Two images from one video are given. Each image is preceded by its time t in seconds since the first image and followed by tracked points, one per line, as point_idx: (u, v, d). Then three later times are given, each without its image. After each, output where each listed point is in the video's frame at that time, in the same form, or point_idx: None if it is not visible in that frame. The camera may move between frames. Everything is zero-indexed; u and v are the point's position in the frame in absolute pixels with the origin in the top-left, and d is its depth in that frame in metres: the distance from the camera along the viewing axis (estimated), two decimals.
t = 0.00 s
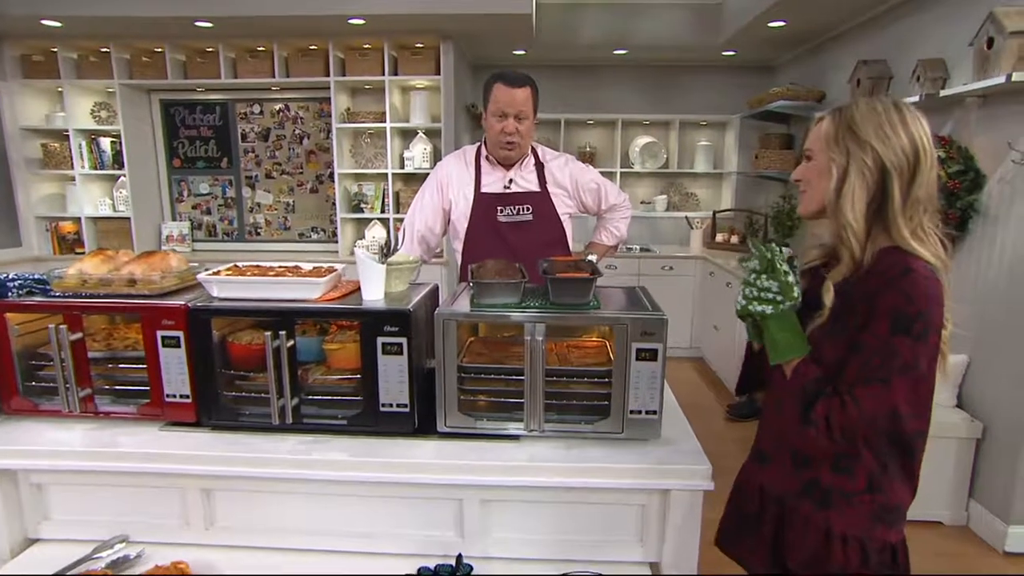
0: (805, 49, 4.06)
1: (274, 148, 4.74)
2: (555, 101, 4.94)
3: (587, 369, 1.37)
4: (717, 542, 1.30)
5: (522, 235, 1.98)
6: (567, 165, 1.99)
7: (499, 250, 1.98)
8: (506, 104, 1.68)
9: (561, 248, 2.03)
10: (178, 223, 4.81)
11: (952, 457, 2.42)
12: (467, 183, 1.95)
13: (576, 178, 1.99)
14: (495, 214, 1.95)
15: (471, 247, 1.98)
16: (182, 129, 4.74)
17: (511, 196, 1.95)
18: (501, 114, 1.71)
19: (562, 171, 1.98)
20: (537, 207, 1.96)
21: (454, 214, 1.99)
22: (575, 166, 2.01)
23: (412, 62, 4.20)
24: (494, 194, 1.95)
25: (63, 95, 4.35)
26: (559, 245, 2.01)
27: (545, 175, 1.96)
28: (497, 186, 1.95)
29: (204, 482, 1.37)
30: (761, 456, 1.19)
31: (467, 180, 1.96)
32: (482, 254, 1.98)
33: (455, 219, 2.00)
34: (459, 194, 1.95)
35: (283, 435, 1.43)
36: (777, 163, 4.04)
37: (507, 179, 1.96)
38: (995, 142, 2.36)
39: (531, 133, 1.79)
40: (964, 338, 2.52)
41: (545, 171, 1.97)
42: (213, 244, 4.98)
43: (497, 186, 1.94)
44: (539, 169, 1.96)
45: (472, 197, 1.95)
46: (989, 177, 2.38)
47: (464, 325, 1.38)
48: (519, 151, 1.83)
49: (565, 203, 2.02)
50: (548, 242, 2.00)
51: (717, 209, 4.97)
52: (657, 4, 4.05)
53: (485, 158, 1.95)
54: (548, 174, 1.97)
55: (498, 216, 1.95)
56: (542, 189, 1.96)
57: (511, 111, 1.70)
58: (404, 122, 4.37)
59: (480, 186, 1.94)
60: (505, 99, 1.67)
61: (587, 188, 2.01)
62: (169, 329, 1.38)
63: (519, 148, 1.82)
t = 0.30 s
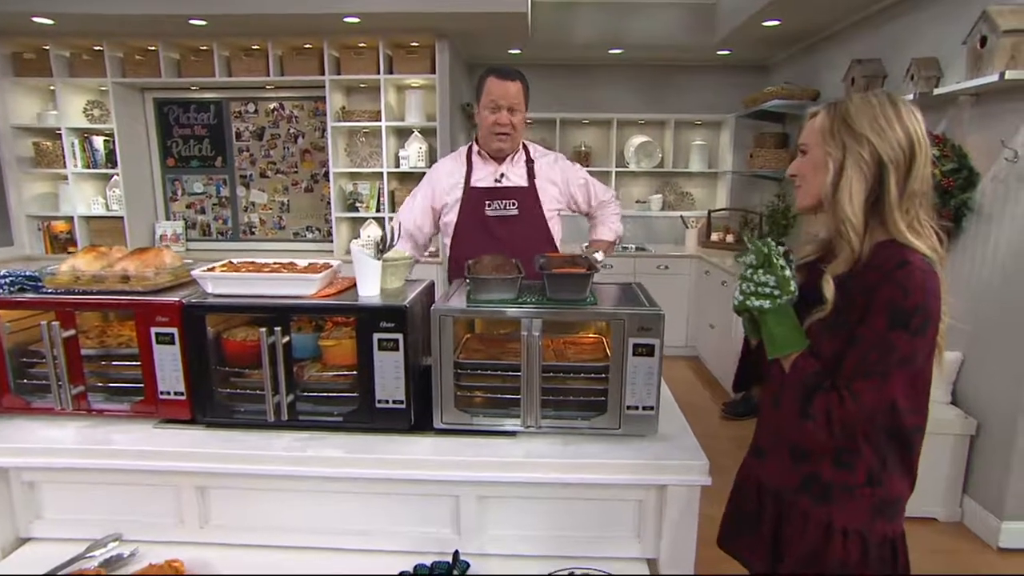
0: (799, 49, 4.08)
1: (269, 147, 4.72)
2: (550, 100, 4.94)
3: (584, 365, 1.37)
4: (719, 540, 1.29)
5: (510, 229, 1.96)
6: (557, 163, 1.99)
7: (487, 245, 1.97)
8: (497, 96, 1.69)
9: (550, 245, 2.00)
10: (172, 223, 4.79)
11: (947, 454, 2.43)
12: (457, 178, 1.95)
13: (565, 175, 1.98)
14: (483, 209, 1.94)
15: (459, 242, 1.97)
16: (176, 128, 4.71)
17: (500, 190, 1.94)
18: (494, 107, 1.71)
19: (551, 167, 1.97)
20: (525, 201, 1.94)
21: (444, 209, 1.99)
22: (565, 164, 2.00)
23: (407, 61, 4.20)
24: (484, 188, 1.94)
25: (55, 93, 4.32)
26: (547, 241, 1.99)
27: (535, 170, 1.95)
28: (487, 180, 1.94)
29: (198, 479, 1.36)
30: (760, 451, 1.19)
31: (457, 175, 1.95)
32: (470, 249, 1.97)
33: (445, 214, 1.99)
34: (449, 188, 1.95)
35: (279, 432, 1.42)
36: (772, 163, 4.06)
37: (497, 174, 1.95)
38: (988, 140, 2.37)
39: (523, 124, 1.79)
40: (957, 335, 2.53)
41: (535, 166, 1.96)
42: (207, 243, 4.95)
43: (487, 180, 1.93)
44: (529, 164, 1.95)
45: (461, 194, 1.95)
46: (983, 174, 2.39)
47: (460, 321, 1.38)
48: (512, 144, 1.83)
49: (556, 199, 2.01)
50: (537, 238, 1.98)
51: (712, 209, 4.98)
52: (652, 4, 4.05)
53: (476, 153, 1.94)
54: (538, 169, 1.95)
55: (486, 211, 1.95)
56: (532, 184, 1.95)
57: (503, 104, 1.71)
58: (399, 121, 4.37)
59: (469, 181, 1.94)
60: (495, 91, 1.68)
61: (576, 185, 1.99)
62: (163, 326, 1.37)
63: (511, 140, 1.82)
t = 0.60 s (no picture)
0: (795, 48, 4.08)
1: (264, 147, 4.71)
2: (547, 99, 4.94)
3: (583, 361, 1.36)
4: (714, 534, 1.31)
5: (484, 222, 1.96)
6: (539, 163, 1.99)
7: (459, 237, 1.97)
8: (475, 91, 1.70)
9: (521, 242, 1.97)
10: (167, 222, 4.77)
11: (943, 451, 2.44)
12: (440, 170, 1.98)
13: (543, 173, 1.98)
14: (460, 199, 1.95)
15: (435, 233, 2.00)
16: (171, 127, 4.69)
17: (478, 182, 1.95)
18: (470, 102, 1.73)
19: (530, 164, 1.98)
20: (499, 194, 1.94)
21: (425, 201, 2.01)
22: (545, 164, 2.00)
23: (403, 60, 4.20)
24: (463, 180, 1.96)
25: (48, 92, 4.30)
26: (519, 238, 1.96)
27: (515, 166, 1.96)
28: (468, 172, 1.96)
29: (195, 477, 1.36)
30: (759, 446, 1.19)
31: (440, 168, 1.99)
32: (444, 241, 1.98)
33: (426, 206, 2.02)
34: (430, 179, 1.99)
35: (275, 429, 1.41)
36: (768, 162, 4.07)
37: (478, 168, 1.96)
38: (983, 139, 2.38)
39: (501, 120, 1.81)
40: (952, 332, 2.54)
41: (515, 161, 1.96)
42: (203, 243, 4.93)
43: (467, 172, 1.95)
44: (509, 159, 1.95)
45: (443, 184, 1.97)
46: (978, 173, 2.40)
47: (458, 317, 1.37)
48: (490, 138, 1.85)
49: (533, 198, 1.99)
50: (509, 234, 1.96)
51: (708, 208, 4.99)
52: (648, 3, 4.06)
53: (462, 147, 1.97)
54: (517, 165, 1.96)
55: (464, 202, 1.95)
56: (510, 179, 1.95)
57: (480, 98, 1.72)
58: (396, 120, 4.36)
59: (452, 173, 1.96)
60: (472, 86, 1.69)
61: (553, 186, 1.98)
62: (159, 323, 1.36)
63: (488, 135, 1.83)
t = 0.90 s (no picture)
0: (791, 48, 4.10)
1: (260, 146, 4.70)
2: (543, 99, 4.94)
3: (580, 357, 1.36)
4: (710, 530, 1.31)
5: (462, 215, 2.04)
6: (517, 161, 2.07)
7: (439, 229, 2.06)
8: (453, 92, 1.78)
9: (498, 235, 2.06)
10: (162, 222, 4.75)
11: (939, 448, 2.45)
12: (423, 167, 2.06)
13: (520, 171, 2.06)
14: (441, 194, 2.04)
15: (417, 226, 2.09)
16: (166, 126, 4.68)
17: (458, 177, 2.03)
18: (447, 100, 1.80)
19: (508, 161, 2.05)
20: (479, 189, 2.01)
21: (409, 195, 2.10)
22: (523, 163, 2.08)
23: (400, 59, 4.19)
24: (445, 176, 2.04)
25: (42, 91, 4.28)
26: (495, 232, 2.05)
27: (494, 163, 2.04)
28: (449, 169, 2.04)
29: (191, 474, 1.35)
30: (757, 442, 1.19)
31: (423, 164, 2.08)
32: (423, 234, 2.08)
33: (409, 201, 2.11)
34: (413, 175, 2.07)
35: (272, 426, 1.41)
36: (763, 161, 4.08)
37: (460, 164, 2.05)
38: (978, 137, 2.39)
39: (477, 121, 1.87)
40: (947, 331, 2.55)
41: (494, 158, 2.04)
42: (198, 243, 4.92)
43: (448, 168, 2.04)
44: (489, 156, 2.04)
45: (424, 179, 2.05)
46: (972, 171, 2.41)
47: (455, 313, 1.37)
48: (465, 135, 1.90)
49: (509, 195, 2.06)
50: (487, 227, 2.04)
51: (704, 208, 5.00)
52: (644, 3, 4.06)
53: (444, 145, 2.06)
54: (497, 161, 2.04)
55: (444, 195, 2.03)
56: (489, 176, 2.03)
57: (459, 98, 1.79)
58: (392, 119, 4.35)
59: (433, 169, 2.05)
60: (451, 86, 1.76)
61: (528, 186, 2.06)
62: (155, 320, 1.35)
63: (463, 133, 1.89)
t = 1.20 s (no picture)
0: (786, 48, 4.11)
1: (255, 146, 4.68)
2: (538, 99, 4.94)
3: (577, 354, 1.36)
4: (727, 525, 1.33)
5: (445, 216, 2.05)
6: (498, 158, 2.08)
7: (423, 230, 2.07)
8: (437, 90, 1.78)
9: (482, 236, 2.09)
10: (156, 222, 4.73)
11: (934, 446, 2.45)
12: (405, 167, 2.06)
13: (502, 172, 2.07)
14: (424, 194, 2.04)
15: (400, 226, 2.09)
16: (160, 125, 4.66)
17: (441, 177, 2.04)
18: (430, 100, 1.80)
19: (490, 161, 2.06)
20: (463, 190, 2.03)
21: (392, 196, 2.10)
22: (505, 163, 2.09)
23: (395, 58, 4.19)
24: (427, 176, 2.05)
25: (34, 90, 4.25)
26: (478, 232, 2.08)
27: (476, 162, 2.05)
28: (432, 169, 2.04)
29: (185, 473, 1.34)
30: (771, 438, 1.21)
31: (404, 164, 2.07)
32: (408, 233, 2.09)
33: (392, 201, 2.11)
34: (394, 176, 2.07)
35: (268, 424, 1.40)
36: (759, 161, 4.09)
37: (442, 164, 2.05)
38: (971, 136, 2.41)
39: (461, 120, 1.86)
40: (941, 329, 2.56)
41: (477, 158, 2.05)
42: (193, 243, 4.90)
43: (430, 169, 2.03)
44: (471, 155, 2.04)
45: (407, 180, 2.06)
46: (966, 170, 2.42)
47: (452, 310, 1.36)
48: (450, 136, 1.90)
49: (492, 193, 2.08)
50: (470, 228, 2.07)
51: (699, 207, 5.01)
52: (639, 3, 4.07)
53: (424, 144, 2.05)
54: (480, 161, 2.05)
55: (428, 196, 2.04)
56: (472, 175, 2.04)
57: (441, 96, 1.79)
58: (388, 119, 4.35)
59: (416, 170, 2.05)
60: (433, 85, 1.76)
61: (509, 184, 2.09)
62: (149, 317, 1.34)
63: (448, 132, 1.88)
